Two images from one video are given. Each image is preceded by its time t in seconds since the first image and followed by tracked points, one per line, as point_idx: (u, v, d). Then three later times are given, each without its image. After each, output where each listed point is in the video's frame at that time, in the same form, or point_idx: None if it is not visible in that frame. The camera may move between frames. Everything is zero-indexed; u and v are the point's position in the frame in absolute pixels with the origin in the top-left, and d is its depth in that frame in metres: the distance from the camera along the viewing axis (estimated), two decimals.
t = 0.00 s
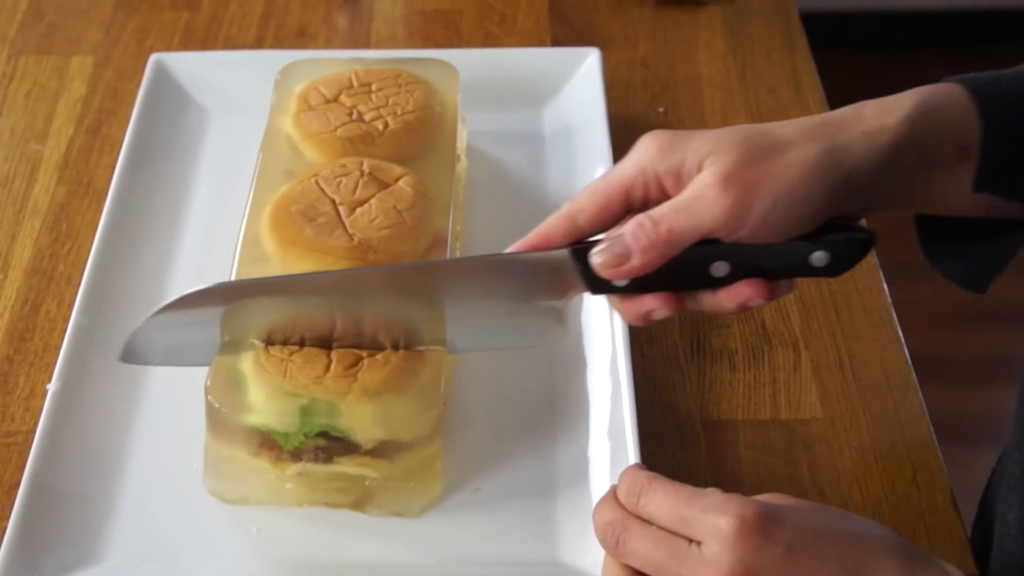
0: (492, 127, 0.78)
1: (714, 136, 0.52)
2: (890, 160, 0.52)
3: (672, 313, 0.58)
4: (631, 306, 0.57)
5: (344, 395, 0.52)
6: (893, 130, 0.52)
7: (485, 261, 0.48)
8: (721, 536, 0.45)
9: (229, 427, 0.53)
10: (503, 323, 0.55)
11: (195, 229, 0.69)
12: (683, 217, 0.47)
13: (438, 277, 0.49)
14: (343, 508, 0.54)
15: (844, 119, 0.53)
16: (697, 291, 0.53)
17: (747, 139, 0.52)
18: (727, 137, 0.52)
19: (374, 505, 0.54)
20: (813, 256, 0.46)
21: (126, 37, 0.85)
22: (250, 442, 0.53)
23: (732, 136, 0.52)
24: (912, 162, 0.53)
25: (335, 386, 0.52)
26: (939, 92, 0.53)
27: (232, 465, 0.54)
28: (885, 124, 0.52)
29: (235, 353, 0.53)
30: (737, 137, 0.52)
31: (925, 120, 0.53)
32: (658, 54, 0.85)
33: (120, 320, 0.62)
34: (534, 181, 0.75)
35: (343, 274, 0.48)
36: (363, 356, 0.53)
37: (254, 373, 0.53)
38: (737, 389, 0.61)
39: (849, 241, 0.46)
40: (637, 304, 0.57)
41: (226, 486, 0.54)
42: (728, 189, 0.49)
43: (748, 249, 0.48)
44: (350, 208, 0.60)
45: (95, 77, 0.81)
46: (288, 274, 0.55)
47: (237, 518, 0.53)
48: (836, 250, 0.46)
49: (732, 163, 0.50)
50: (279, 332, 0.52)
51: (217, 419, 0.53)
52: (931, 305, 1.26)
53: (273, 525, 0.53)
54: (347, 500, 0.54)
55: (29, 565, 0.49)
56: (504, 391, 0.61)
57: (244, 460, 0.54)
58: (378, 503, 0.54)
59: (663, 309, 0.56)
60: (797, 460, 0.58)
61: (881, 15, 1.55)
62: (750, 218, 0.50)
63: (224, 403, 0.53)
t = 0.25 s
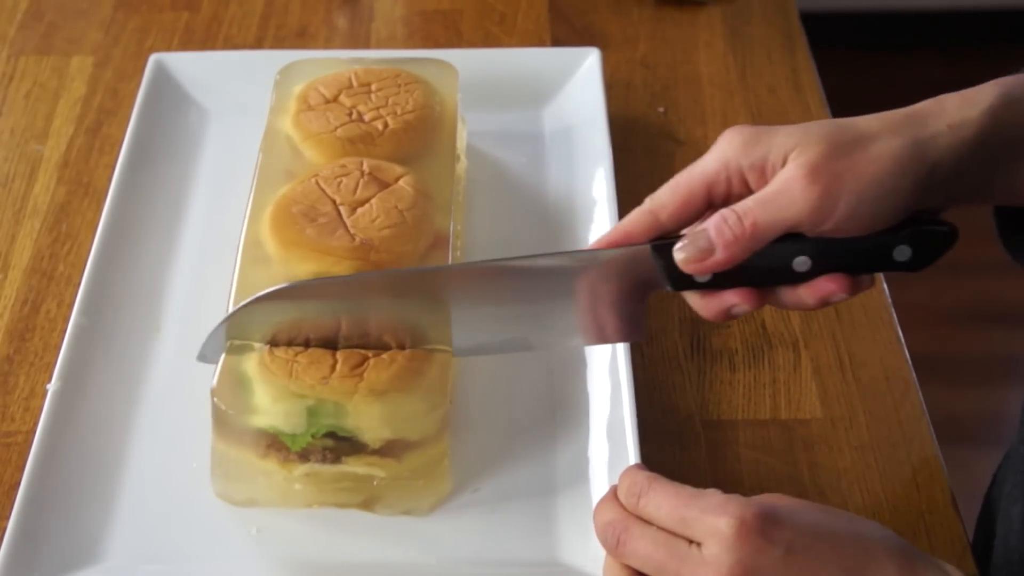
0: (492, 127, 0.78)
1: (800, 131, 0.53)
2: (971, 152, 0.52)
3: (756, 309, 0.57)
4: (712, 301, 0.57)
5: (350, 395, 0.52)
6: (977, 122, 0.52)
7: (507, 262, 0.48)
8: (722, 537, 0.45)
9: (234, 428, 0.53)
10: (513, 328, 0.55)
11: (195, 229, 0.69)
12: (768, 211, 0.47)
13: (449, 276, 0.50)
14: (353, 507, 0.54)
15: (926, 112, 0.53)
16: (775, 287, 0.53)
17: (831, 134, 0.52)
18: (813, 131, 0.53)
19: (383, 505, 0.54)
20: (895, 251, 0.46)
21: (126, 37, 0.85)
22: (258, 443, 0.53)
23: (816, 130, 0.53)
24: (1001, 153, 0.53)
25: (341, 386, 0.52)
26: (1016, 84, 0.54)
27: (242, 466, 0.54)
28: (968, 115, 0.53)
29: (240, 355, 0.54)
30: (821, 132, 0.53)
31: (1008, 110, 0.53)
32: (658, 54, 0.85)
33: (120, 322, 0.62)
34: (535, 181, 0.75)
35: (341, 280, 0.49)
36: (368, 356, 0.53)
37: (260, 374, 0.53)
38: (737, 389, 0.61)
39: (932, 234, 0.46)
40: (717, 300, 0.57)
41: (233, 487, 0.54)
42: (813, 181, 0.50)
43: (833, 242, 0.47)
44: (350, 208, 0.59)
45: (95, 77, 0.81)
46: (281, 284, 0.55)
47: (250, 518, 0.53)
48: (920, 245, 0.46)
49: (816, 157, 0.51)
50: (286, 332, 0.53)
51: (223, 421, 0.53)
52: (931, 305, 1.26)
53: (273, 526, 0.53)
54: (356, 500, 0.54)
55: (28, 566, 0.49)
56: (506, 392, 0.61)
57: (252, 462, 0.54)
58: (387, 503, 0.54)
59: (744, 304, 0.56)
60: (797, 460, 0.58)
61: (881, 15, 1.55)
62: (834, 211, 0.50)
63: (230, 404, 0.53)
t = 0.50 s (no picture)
0: (492, 127, 0.78)
1: (734, 139, 0.52)
2: (904, 163, 0.53)
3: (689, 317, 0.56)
4: (647, 310, 0.56)
5: (319, 396, 0.52)
6: (909, 133, 0.52)
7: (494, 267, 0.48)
8: (722, 539, 0.45)
9: (206, 435, 0.52)
10: (496, 330, 0.55)
11: (196, 228, 0.69)
12: (702, 221, 0.46)
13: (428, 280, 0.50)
14: (336, 509, 0.54)
15: (858, 122, 0.53)
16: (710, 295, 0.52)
17: (764, 142, 0.51)
18: (746, 140, 0.51)
19: (366, 505, 0.54)
20: (829, 259, 0.46)
21: (126, 37, 0.85)
22: (232, 445, 0.53)
23: (750, 138, 0.52)
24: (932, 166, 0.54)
25: (309, 386, 0.52)
26: (952, 95, 0.54)
27: (220, 467, 0.53)
28: (902, 127, 0.53)
29: (205, 358, 0.53)
30: (754, 140, 0.51)
31: (942, 123, 0.53)
32: (658, 54, 0.85)
33: (120, 321, 0.62)
34: (534, 181, 0.75)
35: (333, 279, 0.49)
36: (335, 357, 0.53)
37: (225, 376, 0.52)
38: (737, 389, 0.61)
39: (865, 243, 0.45)
40: (652, 308, 0.56)
41: (214, 489, 0.54)
42: (746, 190, 0.49)
43: (767, 251, 0.47)
44: (348, 208, 0.60)
45: (95, 77, 0.81)
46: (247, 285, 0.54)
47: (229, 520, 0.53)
48: (855, 256, 0.45)
49: (749, 166, 0.50)
50: (250, 336, 0.52)
51: (195, 427, 0.52)
52: (931, 305, 1.26)
53: (270, 527, 0.53)
54: (338, 501, 0.54)
55: (29, 565, 0.49)
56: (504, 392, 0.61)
57: (229, 463, 0.53)
58: (371, 503, 0.54)
59: (678, 313, 0.55)
60: (797, 460, 0.58)
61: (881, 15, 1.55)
62: (766, 222, 0.49)
63: (197, 408, 0.52)
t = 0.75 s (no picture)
0: (492, 127, 0.78)
1: (658, 159, 0.51)
2: (829, 187, 0.52)
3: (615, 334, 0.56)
4: (570, 327, 0.56)
5: (307, 396, 0.51)
6: (832, 159, 0.51)
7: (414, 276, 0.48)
8: (721, 539, 0.45)
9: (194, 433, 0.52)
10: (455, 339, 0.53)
11: (195, 229, 0.69)
12: (625, 241, 0.47)
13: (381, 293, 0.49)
14: (324, 509, 0.54)
15: (784, 146, 0.52)
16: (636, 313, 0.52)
17: (688, 164, 0.50)
18: (670, 160, 0.50)
19: (354, 505, 0.54)
20: (753, 282, 0.47)
21: (126, 37, 0.85)
22: (220, 444, 0.52)
23: (675, 158, 0.50)
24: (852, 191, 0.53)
25: (297, 386, 0.51)
26: (881, 118, 0.52)
27: (207, 466, 0.53)
28: (826, 152, 0.51)
29: (195, 356, 0.52)
30: (677, 161, 0.50)
31: (865, 148, 0.52)
32: (658, 54, 0.85)
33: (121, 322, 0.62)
34: (533, 182, 0.75)
35: (349, 279, 0.48)
36: (324, 357, 0.53)
37: (214, 375, 0.52)
38: (737, 389, 0.61)
39: (784, 267, 0.46)
40: (575, 325, 0.55)
41: (204, 489, 0.54)
42: (668, 213, 0.48)
43: (689, 271, 0.48)
44: (347, 208, 0.60)
45: (94, 77, 0.81)
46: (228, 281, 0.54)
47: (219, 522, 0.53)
48: (776, 279, 0.47)
49: (673, 188, 0.49)
50: (240, 337, 0.52)
51: (182, 426, 0.52)
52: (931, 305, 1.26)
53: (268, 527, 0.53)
54: (326, 501, 0.54)
55: (30, 565, 0.49)
56: (502, 392, 0.61)
57: (217, 463, 0.53)
58: (359, 504, 0.54)
59: (602, 330, 0.55)
60: (797, 460, 0.58)
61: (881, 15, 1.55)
62: (687, 246, 0.48)
63: (187, 408, 0.51)
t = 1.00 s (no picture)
0: (492, 127, 0.78)
1: (702, 158, 0.53)
2: (872, 184, 0.53)
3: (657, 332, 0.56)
4: (612, 322, 0.56)
5: (337, 395, 0.52)
6: (875, 156, 0.53)
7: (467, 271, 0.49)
8: (719, 538, 0.45)
9: (219, 427, 0.53)
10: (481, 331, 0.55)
11: (196, 228, 0.69)
12: (668, 238, 0.48)
13: (433, 286, 0.50)
14: (337, 508, 0.54)
15: (827, 144, 0.54)
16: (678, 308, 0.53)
17: (732, 163, 0.52)
18: (713, 159, 0.53)
19: (367, 505, 0.54)
20: (793, 279, 0.46)
21: (126, 37, 0.85)
22: (244, 443, 0.53)
23: (719, 158, 0.53)
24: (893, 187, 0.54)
25: (328, 386, 0.52)
26: (920, 113, 0.54)
27: (227, 463, 0.54)
28: (867, 150, 0.53)
29: (228, 353, 0.54)
30: (720, 160, 0.53)
31: (909, 144, 0.53)
32: (659, 54, 0.85)
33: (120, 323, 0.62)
34: (534, 182, 0.75)
35: (340, 278, 0.48)
36: (355, 356, 0.53)
37: (247, 372, 0.53)
38: (737, 389, 0.61)
39: (830, 266, 0.46)
40: (619, 320, 0.56)
41: (218, 486, 0.54)
42: (713, 210, 0.50)
43: (733, 267, 0.47)
44: (348, 207, 0.60)
45: (94, 77, 0.81)
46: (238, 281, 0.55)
47: (230, 514, 0.53)
48: (819, 276, 0.46)
49: (716, 185, 0.51)
50: (273, 332, 0.53)
51: (210, 420, 0.53)
52: (931, 305, 1.26)
53: (272, 524, 0.53)
54: (340, 499, 0.54)
55: (30, 566, 0.49)
56: (502, 392, 0.61)
57: (238, 460, 0.54)
58: (371, 504, 0.54)
59: (645, 326, 0.55)
60: (797, 460, 0.58)
61: (881, 15, 1.55)
62: (732, 242, 0.51)
63: (217, 402, 0.53)
